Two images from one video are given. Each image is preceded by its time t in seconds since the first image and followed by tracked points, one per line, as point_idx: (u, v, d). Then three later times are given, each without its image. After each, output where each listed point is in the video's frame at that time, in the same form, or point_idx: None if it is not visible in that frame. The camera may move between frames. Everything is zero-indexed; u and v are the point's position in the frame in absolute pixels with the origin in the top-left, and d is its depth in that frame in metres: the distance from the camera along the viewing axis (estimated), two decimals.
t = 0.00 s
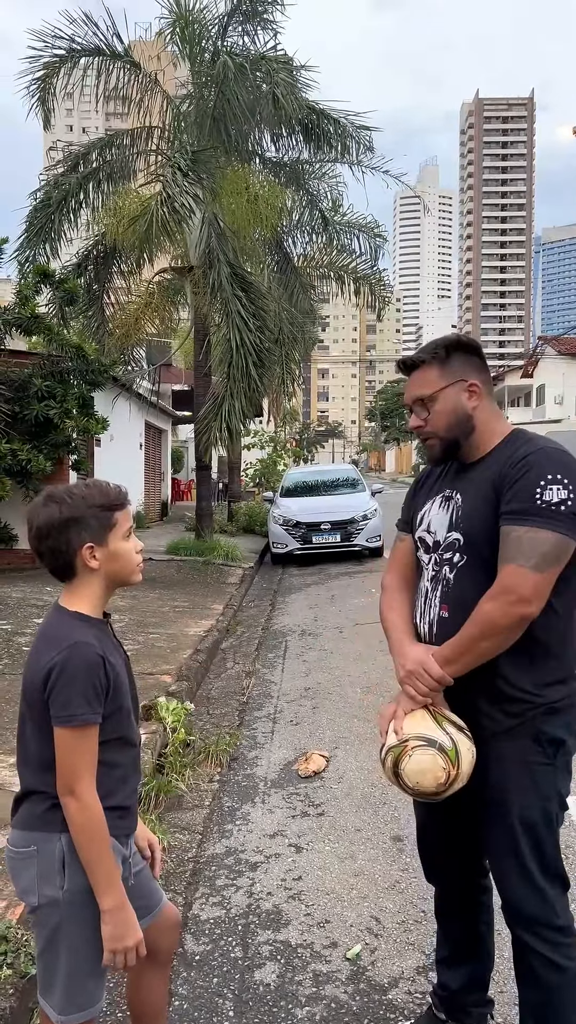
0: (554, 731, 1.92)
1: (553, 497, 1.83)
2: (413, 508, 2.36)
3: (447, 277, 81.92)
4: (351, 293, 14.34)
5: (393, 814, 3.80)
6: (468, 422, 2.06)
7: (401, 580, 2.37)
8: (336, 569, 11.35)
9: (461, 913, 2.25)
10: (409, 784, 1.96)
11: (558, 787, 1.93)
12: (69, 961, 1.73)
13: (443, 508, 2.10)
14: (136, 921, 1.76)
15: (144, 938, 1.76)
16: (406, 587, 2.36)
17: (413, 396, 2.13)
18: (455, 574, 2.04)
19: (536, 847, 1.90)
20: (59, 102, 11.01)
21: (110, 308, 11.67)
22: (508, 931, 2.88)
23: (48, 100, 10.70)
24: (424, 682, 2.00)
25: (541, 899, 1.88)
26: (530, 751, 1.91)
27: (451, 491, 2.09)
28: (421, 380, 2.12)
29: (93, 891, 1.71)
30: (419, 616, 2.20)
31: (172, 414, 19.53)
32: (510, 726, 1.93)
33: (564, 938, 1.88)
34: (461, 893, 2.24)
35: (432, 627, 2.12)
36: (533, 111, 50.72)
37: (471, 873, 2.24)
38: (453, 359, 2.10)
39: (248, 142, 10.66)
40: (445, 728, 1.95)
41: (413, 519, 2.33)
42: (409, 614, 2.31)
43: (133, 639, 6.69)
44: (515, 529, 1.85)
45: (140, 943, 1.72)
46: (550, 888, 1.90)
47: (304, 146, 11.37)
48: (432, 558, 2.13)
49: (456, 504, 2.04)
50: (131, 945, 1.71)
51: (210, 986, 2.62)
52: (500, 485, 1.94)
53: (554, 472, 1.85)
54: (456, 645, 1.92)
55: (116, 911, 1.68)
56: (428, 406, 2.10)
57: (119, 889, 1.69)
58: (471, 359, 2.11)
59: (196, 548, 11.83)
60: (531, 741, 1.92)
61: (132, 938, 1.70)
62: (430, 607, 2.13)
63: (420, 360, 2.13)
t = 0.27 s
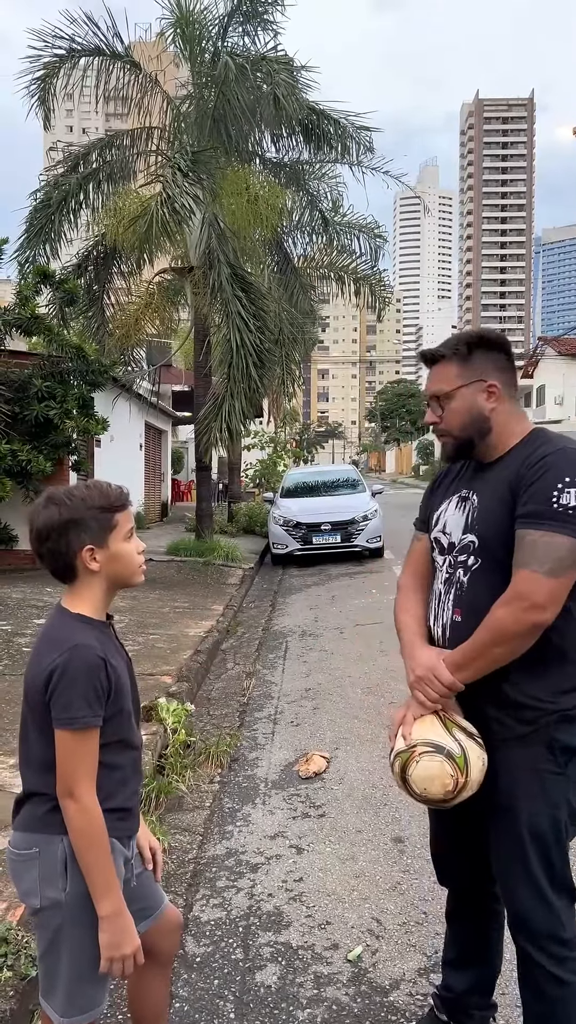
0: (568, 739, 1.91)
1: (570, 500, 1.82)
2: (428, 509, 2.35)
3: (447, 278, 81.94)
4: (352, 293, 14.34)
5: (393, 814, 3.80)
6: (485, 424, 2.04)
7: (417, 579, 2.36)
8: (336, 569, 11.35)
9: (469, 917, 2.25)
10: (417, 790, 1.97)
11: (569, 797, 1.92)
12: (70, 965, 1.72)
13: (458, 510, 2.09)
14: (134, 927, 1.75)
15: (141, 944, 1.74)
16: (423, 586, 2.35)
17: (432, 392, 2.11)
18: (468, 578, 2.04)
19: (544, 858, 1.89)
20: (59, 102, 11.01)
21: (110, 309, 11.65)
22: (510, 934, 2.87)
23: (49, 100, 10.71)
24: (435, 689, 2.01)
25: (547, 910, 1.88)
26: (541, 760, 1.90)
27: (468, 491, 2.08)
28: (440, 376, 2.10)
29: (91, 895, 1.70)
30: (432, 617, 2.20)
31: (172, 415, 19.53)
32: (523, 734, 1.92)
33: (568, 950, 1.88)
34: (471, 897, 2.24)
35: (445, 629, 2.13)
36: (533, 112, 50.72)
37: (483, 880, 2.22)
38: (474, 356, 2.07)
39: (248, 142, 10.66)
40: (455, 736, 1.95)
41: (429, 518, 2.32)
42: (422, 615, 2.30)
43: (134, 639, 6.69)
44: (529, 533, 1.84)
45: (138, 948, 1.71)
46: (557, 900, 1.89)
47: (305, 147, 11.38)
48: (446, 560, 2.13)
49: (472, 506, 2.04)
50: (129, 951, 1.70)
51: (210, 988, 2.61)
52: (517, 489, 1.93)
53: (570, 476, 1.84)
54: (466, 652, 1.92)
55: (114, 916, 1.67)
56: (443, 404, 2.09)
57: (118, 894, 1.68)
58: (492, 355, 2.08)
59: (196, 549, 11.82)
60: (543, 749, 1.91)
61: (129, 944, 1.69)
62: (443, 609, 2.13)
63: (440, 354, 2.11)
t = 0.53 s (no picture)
0: None
1: None
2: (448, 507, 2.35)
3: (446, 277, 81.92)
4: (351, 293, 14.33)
5: (393, 814, 3.79)
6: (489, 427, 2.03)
7: (437, 577, 2.36)
8: (335, 569, 11.34)
9: (474, 920, 2.24)
10: (424, 797, 1.96)
11: None
12: (71, 968, 1.72)
13: (472, 512, 2.09)
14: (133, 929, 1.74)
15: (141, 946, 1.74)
16: (444, 585, 2.34)
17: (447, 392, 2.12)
18: (480, 580, 2.05)
19: (553, 866, 1.89)
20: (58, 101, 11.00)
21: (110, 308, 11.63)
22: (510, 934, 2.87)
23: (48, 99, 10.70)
24: (441, 694, 2.01)
25: (553, 919, 1.88)
26: (552, 769, 1.89)
27: (483, 493, 2.07)
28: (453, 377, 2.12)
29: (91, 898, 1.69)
30: (448, 618, 2.21)
31: (170, 414, 19.51)
32: (535, 742, 1.92)
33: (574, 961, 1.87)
34: (476, 900, 2.23)
35: (458, 631, 2.14)
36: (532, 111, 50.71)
37: (488, 883, 2.21)
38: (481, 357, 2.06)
39: (248, 141, 10.65)
40: (466, 743, 1.94)
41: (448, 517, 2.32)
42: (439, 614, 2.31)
43: (133, 639, 6.68)
44: (542, 541, 1.83)
45: (137, 951, 1.70)
46: (565, 910, 1.89)
47: (304, 145, 11.39)
48: (460, 562, 2.13)
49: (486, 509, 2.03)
50: (128, 954, 1.69)
51: (210, 988, 2.61)
52: (530, 494, 1.91)
53: None
54: (474, 659, 1.92)
55: (113, 919, 1.66)
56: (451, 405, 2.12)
57: (117, 897, 1.68)
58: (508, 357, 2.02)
59: (195, 548, 11.81)
60: (553, 756, 1.90)
61: (129, 947, 1.68)
62: (457, 611, 2.15)
63: (453, 355, 2.11)
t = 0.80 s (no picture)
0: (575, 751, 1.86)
1: (571, 513, 1.77)
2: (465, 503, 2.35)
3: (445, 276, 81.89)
4: (351, 292, 14.32)
5: (394, 813, 3.79)
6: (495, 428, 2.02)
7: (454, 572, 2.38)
8: (334, 567, 11.33)
9: (475, 919, 2.23)
10: (416, 791, 2.03)
11: None
12: (72, 967, 1.71)
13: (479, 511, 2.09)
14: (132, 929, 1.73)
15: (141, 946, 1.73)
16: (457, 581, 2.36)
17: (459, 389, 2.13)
18: (481, 580, 2.06)
19: (551, 870, 1.87)
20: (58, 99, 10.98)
21: (109, 306, 11.61)
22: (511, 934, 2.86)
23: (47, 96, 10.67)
24: (433, 692, 2.06)
25: (551, 921, 1.87)
26: (547, 774, 1.87)
27: (490, 492, 2.07)
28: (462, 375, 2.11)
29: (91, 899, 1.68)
30: (457, 614, 2.23)
31: (169, 413, 19.49)
32: (531, 744, 1.90)
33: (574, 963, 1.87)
34: (477, 898, 2.22)
35: (461, 628, 2.16)
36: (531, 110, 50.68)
37: (490, 882, 2.21)
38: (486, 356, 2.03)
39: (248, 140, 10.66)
40: (457, 741, 1.98)
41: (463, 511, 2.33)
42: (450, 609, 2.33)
43: (132, 637, 6.67)
44: (531, 545, 1.81)
45: (137, 952, 1.69)
46: (564, 912, 1.87)
47: (304, 144, 11.39)
48: (468, 559, 2.15)
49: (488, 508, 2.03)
50: (128, 954, 1.68)
51: (211, 987, 2.60)
52: (523, 496, 1.89)
53: (574, 487, 1.78)
54: (467, 660, 1.95)
55: (113, 919, 1.66)
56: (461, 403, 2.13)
57: (117, 898, 1.67)
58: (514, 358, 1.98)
59: (194, 546, 11.80)
60: (549, 759, 1.87)
61: (128, 948, 1.67)
62: (462, 609, 2.17)
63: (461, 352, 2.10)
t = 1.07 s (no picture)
0: (567, 747, 1.86)
1: (562, 510, 1.77)
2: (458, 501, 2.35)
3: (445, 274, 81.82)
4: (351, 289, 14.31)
5: (395, 810, 3.80)
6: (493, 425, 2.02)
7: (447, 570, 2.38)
8: (335, 565, 11.34)
9: (474, 919, 2.23)
10: (406, 785, 2.04)
11: (571, 808, 1.86)
12: (77, 964, 1.71)
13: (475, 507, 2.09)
14: (135, 927, 1.73)
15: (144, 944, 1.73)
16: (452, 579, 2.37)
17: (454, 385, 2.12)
18: (472, 578, 2.06)
19: (545, 866, 1.86)
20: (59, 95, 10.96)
21: (109, 302, 11.59)
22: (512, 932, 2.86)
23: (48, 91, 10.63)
24: (427, 686, 2.07)
25: (547, 917, 1.86)
26: (538, 770, 1.87)
27: (485, 489, 2.07)
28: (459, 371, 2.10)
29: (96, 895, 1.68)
30: (450, 611, 2.23)
31: (170, 410, 19.48)
32: (521, 740, 1.91)
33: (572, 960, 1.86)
34: (477, 899, 2.22)
35: (454, 624, 2.16)
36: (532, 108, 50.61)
37: (489, 883, 2.21)
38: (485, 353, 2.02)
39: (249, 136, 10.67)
40: (448, 736, 1.99)
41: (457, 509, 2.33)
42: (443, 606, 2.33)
43: (133, 634, 6.68)
44: (522, 542, 1.81)
45: (140, 950, 1.69)
46: (559, 908, 1.86)
47: (306, 141, 11.38)
48: (462, 556, 2.15)
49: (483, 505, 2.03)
50: (131, 952, 1.68)
51: (214, 984, 2.60)
52: (518, 494, 1.89)
53: (567, 485, 1.78)
54: (460, 654, 1.95)
55: (117, 916, 1.66)
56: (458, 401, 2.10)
57: (121, 895, 1.67)
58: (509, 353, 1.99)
59: (195, 543, 11.80)
60: (542, 756, 1.87)
61: (131, 945, 1.67)
62: (455, 605, 2.17)
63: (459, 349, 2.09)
